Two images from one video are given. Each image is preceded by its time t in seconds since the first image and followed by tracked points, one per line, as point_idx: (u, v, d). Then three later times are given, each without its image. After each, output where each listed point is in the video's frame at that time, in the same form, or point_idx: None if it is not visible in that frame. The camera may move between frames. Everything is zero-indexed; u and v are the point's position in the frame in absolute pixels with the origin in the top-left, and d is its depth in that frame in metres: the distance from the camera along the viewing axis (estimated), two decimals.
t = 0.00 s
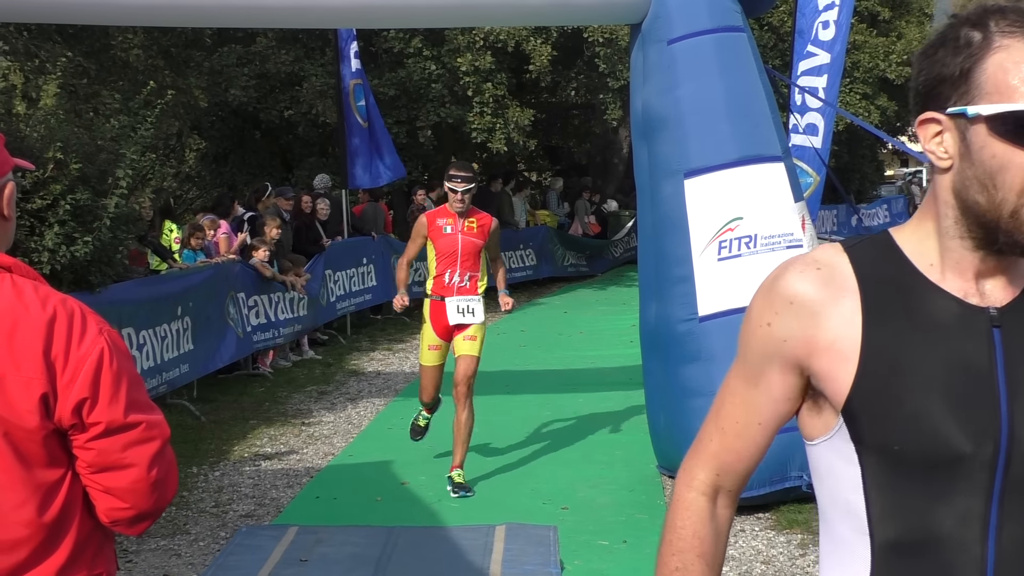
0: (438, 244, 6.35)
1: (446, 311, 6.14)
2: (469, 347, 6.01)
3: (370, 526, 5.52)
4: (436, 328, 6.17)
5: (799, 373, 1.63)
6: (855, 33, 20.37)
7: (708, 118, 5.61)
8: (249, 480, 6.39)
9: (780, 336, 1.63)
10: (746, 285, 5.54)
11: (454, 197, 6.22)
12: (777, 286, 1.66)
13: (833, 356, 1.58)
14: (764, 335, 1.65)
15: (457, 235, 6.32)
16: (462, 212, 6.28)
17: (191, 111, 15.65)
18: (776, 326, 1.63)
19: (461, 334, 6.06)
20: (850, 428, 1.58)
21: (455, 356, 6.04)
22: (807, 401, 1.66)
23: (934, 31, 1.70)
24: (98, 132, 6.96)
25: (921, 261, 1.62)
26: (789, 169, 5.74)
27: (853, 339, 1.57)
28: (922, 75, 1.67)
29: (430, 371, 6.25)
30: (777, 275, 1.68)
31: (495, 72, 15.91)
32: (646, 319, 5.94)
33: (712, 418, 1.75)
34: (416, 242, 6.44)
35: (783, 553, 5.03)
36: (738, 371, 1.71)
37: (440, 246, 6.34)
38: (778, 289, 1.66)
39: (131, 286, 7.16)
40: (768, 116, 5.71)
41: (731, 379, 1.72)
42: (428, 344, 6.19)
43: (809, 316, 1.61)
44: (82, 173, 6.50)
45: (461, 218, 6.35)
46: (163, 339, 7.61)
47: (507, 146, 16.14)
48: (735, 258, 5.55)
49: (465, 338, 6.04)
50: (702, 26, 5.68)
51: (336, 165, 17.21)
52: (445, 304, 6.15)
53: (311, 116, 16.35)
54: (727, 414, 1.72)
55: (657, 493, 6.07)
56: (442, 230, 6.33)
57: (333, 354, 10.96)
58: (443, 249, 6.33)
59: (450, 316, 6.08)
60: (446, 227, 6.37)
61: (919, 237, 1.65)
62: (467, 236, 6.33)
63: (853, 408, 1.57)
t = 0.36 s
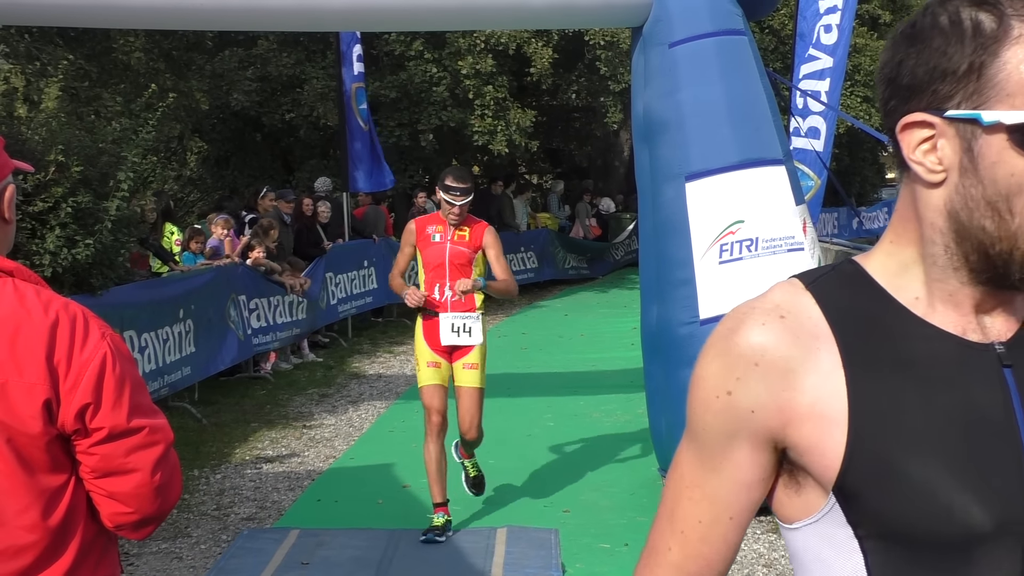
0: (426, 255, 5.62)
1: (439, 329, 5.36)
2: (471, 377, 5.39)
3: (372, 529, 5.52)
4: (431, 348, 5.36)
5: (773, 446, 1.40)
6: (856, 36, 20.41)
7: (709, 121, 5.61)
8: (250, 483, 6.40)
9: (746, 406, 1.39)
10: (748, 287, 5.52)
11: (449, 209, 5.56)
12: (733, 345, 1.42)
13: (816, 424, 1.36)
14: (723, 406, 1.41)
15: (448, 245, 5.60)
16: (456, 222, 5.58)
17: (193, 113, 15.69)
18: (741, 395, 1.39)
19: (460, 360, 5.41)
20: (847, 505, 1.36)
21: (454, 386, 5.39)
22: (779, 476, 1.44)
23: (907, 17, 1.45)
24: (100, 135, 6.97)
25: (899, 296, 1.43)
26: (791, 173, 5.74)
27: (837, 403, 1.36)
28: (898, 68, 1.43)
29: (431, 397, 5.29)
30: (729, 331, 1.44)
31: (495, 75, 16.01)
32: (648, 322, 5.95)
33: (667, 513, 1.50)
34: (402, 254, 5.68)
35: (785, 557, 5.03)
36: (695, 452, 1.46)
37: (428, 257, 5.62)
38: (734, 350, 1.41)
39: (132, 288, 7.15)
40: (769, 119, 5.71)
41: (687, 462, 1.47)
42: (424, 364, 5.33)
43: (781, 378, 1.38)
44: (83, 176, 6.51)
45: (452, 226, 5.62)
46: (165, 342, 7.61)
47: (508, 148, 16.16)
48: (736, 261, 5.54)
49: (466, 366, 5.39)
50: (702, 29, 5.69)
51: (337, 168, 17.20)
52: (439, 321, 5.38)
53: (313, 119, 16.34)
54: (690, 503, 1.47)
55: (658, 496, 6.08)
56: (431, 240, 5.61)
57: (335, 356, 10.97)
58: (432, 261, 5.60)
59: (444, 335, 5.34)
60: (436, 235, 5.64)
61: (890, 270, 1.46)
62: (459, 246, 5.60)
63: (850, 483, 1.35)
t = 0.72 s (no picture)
0: (439, 259, 4.96)
1: (448, 343, 4.77)
2: (481, 388, 4.69)
3: (371, 532, 5.51)
4: (436, 367, 4.80)
5: (833, 523, 1.19)
6: (856, 39, 20.44)
7: (709, 125, 5.61)
8: (250, 486, 6.39)
9: (800, 478, 1.18)
10: (750, 290, 5.48)
11: (466, 209, 4.87)
12: (789, 405, 1.20)
13: (893, 501, 1.14)
14: (771, 476, 1.20)
15: (464, 250, 4.95)
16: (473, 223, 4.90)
17: (193, 116, 15.72)
18: (798, 465, 1.18)
19: (468, 373, 4.74)
20: None
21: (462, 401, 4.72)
22: (839, 559, 1.22)
23: None
24: (99, 137, 6.95)
25: (984, 338, 1.18)
26: (791, 177, 5.74)
27: (920, 477, 1.13)
28: (1005, 35, 1.14)
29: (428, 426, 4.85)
30: (780, 390, 1.22)
31: (496, 78, 16.03)
32: (648, 325, 5.97)
33: None
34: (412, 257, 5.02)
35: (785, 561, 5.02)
36: (731, 520, 1.25)
37: (440, 262, 4.96)
38: (791, 412, 1.20)
39: (132, 291, 7.14)
40: (770, 122, 5.70)
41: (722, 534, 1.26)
42: (425, 388, 4.81)
43: (844, 446, 1.16)
44: (83, 178, 6.51)
45: (470, 228, 4.96)
46: (164, 345, 7.60)
47: (508, 151, 16.15)
48: (736, 265, 5.53)
49: (475, 378, 4.71)
50: (703, 33, 5.69)
51: (337, 170, 17.21)
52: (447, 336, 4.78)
53: (312, 122, 16.31)
54: None
55: (658, 500, 6.07)
56: (445, 243, 4.96)
57: (334, 359, 10.97)
58: (446, 266, 4.95)
59: (455, 351, 4.72)
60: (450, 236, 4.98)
61: (975, 301, 1.21)
62: (477, 251, 4.95)
63: None
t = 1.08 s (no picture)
0: (451, 255, 4.66)
1: (466, 346, 4.50)
2: (497, 403, 4.54)
3: (369, 533, 5.51)
4: (457, 368, 4.50)
5: None
6: (853, 40, 20.46)
7: (707, 125, 5.62)
8: (247, 487, 6.39)
9: None
10: (747, 291, 5.53)
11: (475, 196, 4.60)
12: None
13: None
14: None
15: (477, 243, 4.64)
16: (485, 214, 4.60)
17: (190, 117, 15.73)
18: None
19: (486, 383, 4.55)
20: None
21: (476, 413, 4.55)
22: None
23: None
24: (97, 137, 6.94)
25: None
26: (789, 177, 5.76)
27: None
28: None
29: (452, 429, 4.47)
30: None
31: (493, 79, 16.03)
32: (645, 326, 5.96)
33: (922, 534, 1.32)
34: (423, 253, 4.74)
35: (783, 561, 5.02)
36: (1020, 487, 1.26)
37: (452, 258, 4.66)
38: None
39: (130, 292, 7.14)
40: (768, 123, 5.71)
41: (938, 512, 1.32)
42: (446, 388, 4.49)
43: None
44: (80, 179, 6.51)
45: (482, 220, 4.66)
46: (162, 346, 7.59)
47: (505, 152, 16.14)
48: (734, 265, 5.56)
49: (492, 391, 4.53)
50: (701, 33, 5.70)
51: (334, 171, 17.21)
52: (465, 337, 4.51)
53: (309, 123, 16.28)
54: (929, 554, 1.30)
55: (656, 500, 6.07)
56: (457, 236, 4.65)
57: (332, 360, 10.97)
58: (458, 262, 4.64)
59: (472, 357, 4.49)
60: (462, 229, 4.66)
61: None
62: (491, 245, 4.64)
63: None
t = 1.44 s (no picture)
0: (461, 267, 4.26)
1: (483, 366, 4.18)
2: (525, 416, 4.16)
3: (365, 533, 5.51)
4: (474, 394, 4.21)
5: None
6: (849, 40, 20.45)
7: (703, 126, 5.62)
8: (243, 486, 6.40)
9: None
10: (743, 291, 5.55)
11: (484, 193, 4.29)
12: None
13: None
14: None
15: (491, 252, 4.29)
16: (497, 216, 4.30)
17: (186, 116, 15.73)
18: None
19: (508, 401, 4.21)
20: None
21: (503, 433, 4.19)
22: None
23: None
24: (93, 137, 6.94)
25: None
26: (785, 178, 5.77)
27: None
28: None
29: (468, 462, 4.20)
30: None
31: (489, 79, 16.02)
32: (642, 325, 5.91)
33: None
34: (422, 269, 4.32)
35: (778, 561, 5.03)
36: None
37: (463, 271, 4.26)
38: None
39: (126, 292, 7.14)
40: (764, 123, 5.72)
41: None
42: (463, 418, 4.20)
43: None
44: (75, 178, 6.52)
45: (493, 227, 4.33)
46: (158, 346, 7.59)
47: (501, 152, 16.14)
48: (730, 266, 5.57)
49: (517, 405, 4.19)
50: (697, 34, 5.70)
51: (330, 171, 17.21)
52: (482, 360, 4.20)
53: (305, 123, 16.27)
54: None
55: (651, 500, 6.08)
56: (467, 247, 4.28)
57: (328, 360, 10.97)
58: (471, 274, 4.25)
59: (491, 378, 4.16)
60: (471, 239, 4.30)
61: None
62: (506, 253, 4.31)
63: None
